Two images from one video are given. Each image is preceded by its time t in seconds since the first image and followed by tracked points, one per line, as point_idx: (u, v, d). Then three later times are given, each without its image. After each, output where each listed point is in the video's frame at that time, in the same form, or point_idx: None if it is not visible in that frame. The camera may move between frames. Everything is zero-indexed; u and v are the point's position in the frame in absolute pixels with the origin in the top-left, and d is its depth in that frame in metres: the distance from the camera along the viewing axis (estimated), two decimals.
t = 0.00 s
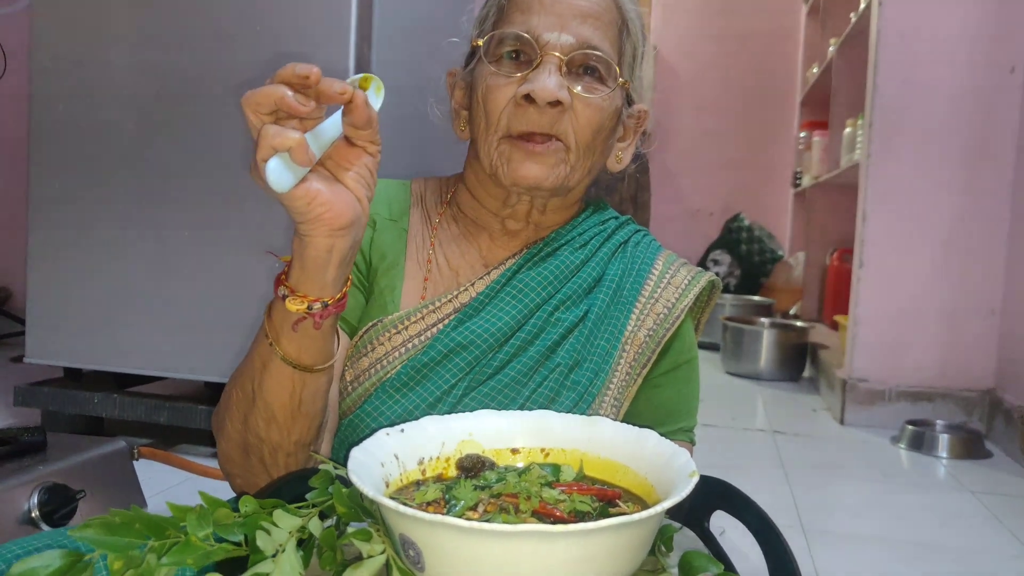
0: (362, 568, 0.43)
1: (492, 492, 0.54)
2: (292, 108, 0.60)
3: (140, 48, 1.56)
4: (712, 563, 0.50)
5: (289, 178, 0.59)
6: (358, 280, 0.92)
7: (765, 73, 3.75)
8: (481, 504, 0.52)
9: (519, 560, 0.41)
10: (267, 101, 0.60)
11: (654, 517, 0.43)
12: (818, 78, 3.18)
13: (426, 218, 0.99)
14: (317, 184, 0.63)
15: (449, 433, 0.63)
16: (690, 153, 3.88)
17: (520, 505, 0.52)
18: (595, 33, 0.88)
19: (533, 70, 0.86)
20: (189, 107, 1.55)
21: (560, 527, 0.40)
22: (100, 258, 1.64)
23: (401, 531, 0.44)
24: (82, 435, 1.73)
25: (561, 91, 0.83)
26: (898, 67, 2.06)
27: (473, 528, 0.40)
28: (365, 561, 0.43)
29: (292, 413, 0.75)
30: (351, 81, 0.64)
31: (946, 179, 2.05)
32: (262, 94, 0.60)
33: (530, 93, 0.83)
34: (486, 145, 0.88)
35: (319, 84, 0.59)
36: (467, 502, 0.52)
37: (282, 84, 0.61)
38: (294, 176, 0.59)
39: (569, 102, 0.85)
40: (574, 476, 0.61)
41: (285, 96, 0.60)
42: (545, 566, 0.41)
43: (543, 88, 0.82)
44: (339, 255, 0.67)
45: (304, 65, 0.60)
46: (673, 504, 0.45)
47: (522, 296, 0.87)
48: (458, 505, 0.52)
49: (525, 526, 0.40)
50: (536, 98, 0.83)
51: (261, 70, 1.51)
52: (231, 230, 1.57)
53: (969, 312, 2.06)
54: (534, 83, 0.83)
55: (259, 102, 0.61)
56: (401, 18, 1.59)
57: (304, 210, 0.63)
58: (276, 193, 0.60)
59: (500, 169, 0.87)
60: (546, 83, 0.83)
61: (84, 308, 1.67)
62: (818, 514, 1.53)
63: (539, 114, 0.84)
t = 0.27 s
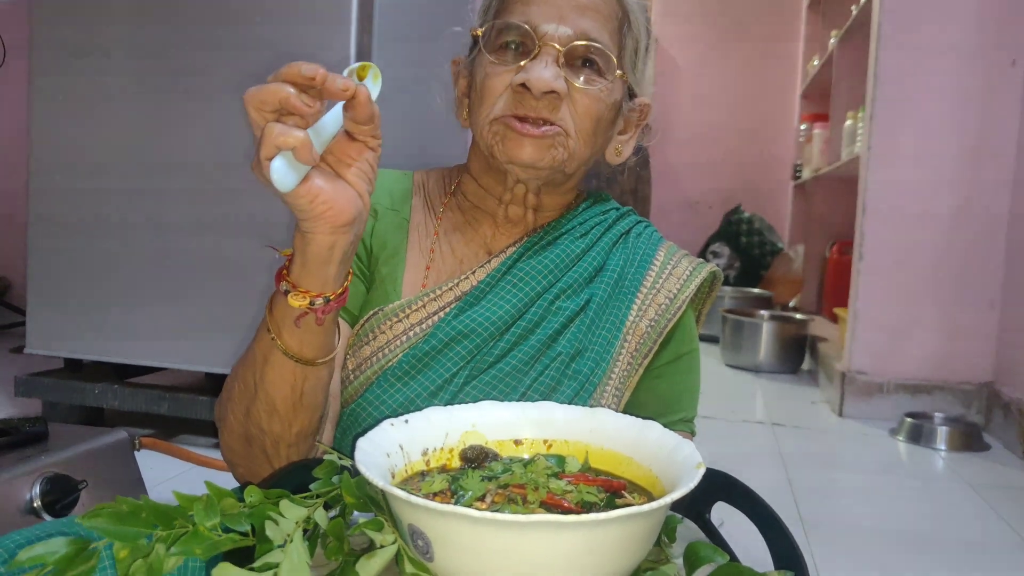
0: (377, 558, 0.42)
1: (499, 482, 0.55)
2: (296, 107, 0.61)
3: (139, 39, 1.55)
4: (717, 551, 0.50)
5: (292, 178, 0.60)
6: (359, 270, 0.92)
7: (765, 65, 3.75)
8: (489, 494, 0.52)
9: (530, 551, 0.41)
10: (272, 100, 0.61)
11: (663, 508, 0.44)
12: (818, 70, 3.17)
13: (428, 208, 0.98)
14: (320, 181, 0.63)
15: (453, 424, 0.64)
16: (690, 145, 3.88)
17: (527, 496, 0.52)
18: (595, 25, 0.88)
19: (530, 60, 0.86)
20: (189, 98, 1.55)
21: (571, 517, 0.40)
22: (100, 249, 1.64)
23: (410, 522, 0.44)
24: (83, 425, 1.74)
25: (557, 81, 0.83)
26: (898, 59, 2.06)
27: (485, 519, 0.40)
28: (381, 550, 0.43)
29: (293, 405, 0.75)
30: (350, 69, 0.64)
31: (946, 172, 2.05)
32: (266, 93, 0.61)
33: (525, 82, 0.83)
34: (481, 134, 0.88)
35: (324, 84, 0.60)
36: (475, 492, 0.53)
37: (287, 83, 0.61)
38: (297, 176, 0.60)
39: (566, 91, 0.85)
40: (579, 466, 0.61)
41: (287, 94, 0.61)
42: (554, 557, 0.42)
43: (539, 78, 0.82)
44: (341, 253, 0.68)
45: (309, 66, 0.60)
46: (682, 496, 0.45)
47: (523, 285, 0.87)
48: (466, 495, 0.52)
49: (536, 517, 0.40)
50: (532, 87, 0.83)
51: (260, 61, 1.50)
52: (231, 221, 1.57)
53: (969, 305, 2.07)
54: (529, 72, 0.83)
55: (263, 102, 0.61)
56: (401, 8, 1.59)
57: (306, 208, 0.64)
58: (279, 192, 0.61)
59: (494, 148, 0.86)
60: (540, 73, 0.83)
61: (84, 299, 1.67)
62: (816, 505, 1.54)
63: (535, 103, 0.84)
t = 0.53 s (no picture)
0: (378, 555, 0.41)
1: (499, 475, 0.54)
2: (291, 100, 0.60)
3: (131, 22, 1.54)
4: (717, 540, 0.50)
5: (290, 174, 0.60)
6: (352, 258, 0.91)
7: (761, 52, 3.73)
8: (488, 488, 0.52)
9: (533, 547, 0.41)
10: (265, 93, 0.61)
11: (665, 499, 0.44)
12: (815, 57, 3.16)
13: (422, 195, 0.97)
14: (315, 173, 0.64)
15: (449, 415, 0.63)
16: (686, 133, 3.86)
17: (528, 489, 0.52)
18: (594, 9, 0.87)
19: (531, 47, 0.84)
20: (182, 83, 1.53)
21: (575, 511, 0.40)
22: (93, 236, 1.63)
23: (409, 518, 0.44)
24: (76, 413, 1.73)
25: (559, 69, 0.83)
26: (895, 46, 2.06)
27: (488, 514, 0.40)
28: (382, 548, 0.41)
29: (289, 398, 0.74)
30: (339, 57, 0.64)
31: (942, 160, 2.05)
32: (260, 86, 0.61)
33: (528, 70, 0.82)
34: (480, 123, 0.87)
35: (320, 78, 0.60)
36: (474, 485, 0.52)
37: (281, 75, 0.61)
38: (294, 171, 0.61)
39: (568, 79, 0.84)
40: (577, 457, 0.61)
41: (281, 86, 0.60)
42: (556, 552, 0.41)
43: (542, 67, 0.82)
44: (339, 243, 0.68)
45: (306, 59, 0.60)
46: (684, 488, 0.45)
47: (519, 273, 0.86)
48: (465, 488, 0.52)
49: (539, 511, 0.40)
50: (534, 76, 0.82)
51: (254, 46, 1.48)
52: (224, 208, 1.55)
53: (965, 293, 2.07)
54: (531, 60, 0.82)
55: (257, 95, 0.61)
56: None
57: (303, 201, 0.64)
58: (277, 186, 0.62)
59: (493, 151, 0.87)
60: (544, 61, 0.82)
61: (77, 285, 1.66)
62: (810, 492, 1.54)
63: (536, 92, 0.84)
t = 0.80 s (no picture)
0: None
1: (506, 498, 0.53)
2: (298, 101, 0.58)
3: (124, 20, 1.51)
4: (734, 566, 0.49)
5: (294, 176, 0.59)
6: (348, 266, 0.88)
7: (759, 51, 3.72)
8: (497, 512, 0.50)
9: None
10: (272, 93, 0.59)
11: (684, 525, 0.42)
12: (814, 57, 3.15)
13: (421, 201, 0.96)
14: (320, 178, 0.62)
15: (450, 434, 0.61)
16: (683, 131, 3.85)
17: (539, 513, 0.50)
18: (600, 7, 0.85)
19: (538, 49, 0.83)
20: (175, 81, 1.51)
21: (595, 541, 0.38)
22: (86, 236, 1.61)
23: (418, 545, 0.42)
24: (68, 416, 1.71)
25: (566, 70, 0.81)
26: (896, 47, 2.04)
27: (504, 544, 0.38)
28: None
29: (291, 411, 0.73)
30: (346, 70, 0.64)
31: (943, 162, 2.04)
32: (267, 85, 0.58)
33: (534, 74, 0.80)
34: (485, 127, 0.86)
35: (326, 78, 0.58)
36: (483, 510, 0.51)
37: (287, 74, 0.59)
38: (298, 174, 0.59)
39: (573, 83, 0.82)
40: (584, 477, 0.60)
41: (288, 86, 0.58)
42: None
43: (549, 69, 0.80)
44: (343, 254, 0.66)
45: (311, 58, 0.58)
46: (702, 513, 0.44)
47: (520, 282, 0.84)
48: (474, 514, 0.50)
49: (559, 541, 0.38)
50: (540, 79, 0.80)
51: (248, 44, 1.46)
52: (218, 209, 1.53)
53: (964, 296, 2.06)
54: (539, 63, 0.80)
55: (262, 95, 0.59)
56: None
57: (306, 207, 0.62)
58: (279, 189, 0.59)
59: (500, 153, 0.85)
60: (552, 63, 0.80)
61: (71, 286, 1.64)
62: (809, 497, 1.53)
63: (540, 96, 0.81)
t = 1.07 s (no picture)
0: None
1: None
2: (309, 183, 0.65)
3: (113, 49, 1.46)
4: None
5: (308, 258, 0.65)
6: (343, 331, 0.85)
7: (759, 80, 3.74)
8: None
9: None
10: (282, 175, 0.65)
11: None
12: (814, 86, 3.17)
13: (423, 260, 0.95)
14: (331, 258, 0.67)
15: (452, 518, 0.60)
16: (683, 156, 3.83)
17: None
18: (609, 74, 0.85)
19: (544, 116, 0.83)
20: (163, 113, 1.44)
21: None
22: (68, 272, 1.54)
23: None
24: (60, 453, 1.68)
25: (574, 138, 0.81)
26: (900, 83, 2.03)
27: None
28: None
29: (299, 486, 0.75)
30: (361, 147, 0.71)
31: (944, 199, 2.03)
32: (279, 168, 0.65)
33: (542, 141, 0.80)
34: (490, 191, 0.85)
35: (339, 160, 0.66)
36: None
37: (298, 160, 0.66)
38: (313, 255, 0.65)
39: (580, 149, 0.83)
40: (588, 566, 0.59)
41: (298, 171, 0.65)
42: None
43: (556, 136, 0.80)
44: (353, 332, 0.70)
45: (326, 141, 0.66)
46: None
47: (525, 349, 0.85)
48: None
49: None
50: (548, 146, 0.80)
51: (241, 76, 1.40)
52: (207, 246, 1.47)
53: (964, 333, 2.06)
54: (546, 130, 0.81)
55: (277, 176, 0.65)
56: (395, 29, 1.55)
57: (318, 285, 0.67)
58: (294, 268, 0.65)
59: (508, 212, 0.84)
60: (559, 130, 0.81)
61: (51, 323, 1.57)
62: (811, 541, 1.51)
63: (548, 161, 0.82)
